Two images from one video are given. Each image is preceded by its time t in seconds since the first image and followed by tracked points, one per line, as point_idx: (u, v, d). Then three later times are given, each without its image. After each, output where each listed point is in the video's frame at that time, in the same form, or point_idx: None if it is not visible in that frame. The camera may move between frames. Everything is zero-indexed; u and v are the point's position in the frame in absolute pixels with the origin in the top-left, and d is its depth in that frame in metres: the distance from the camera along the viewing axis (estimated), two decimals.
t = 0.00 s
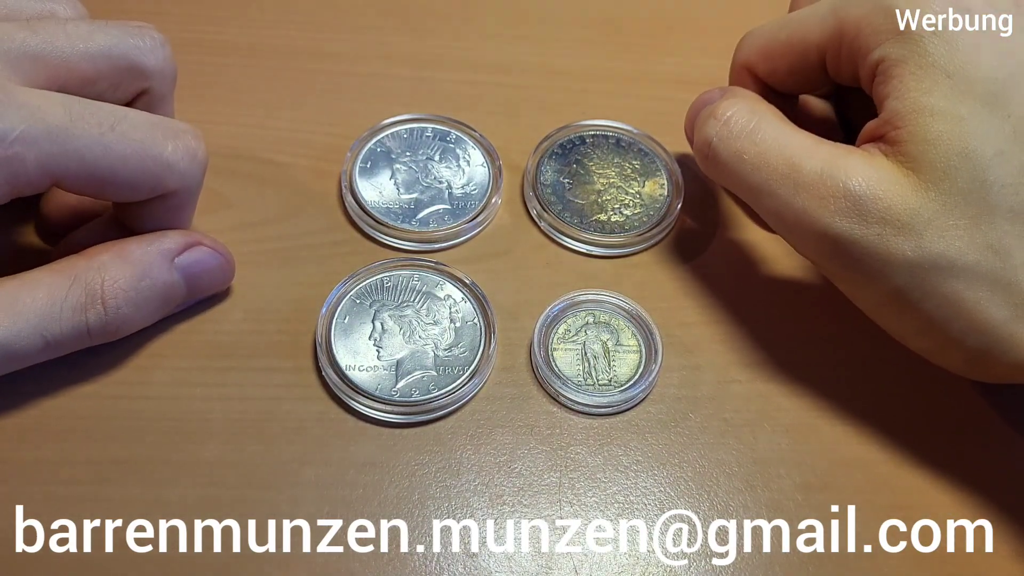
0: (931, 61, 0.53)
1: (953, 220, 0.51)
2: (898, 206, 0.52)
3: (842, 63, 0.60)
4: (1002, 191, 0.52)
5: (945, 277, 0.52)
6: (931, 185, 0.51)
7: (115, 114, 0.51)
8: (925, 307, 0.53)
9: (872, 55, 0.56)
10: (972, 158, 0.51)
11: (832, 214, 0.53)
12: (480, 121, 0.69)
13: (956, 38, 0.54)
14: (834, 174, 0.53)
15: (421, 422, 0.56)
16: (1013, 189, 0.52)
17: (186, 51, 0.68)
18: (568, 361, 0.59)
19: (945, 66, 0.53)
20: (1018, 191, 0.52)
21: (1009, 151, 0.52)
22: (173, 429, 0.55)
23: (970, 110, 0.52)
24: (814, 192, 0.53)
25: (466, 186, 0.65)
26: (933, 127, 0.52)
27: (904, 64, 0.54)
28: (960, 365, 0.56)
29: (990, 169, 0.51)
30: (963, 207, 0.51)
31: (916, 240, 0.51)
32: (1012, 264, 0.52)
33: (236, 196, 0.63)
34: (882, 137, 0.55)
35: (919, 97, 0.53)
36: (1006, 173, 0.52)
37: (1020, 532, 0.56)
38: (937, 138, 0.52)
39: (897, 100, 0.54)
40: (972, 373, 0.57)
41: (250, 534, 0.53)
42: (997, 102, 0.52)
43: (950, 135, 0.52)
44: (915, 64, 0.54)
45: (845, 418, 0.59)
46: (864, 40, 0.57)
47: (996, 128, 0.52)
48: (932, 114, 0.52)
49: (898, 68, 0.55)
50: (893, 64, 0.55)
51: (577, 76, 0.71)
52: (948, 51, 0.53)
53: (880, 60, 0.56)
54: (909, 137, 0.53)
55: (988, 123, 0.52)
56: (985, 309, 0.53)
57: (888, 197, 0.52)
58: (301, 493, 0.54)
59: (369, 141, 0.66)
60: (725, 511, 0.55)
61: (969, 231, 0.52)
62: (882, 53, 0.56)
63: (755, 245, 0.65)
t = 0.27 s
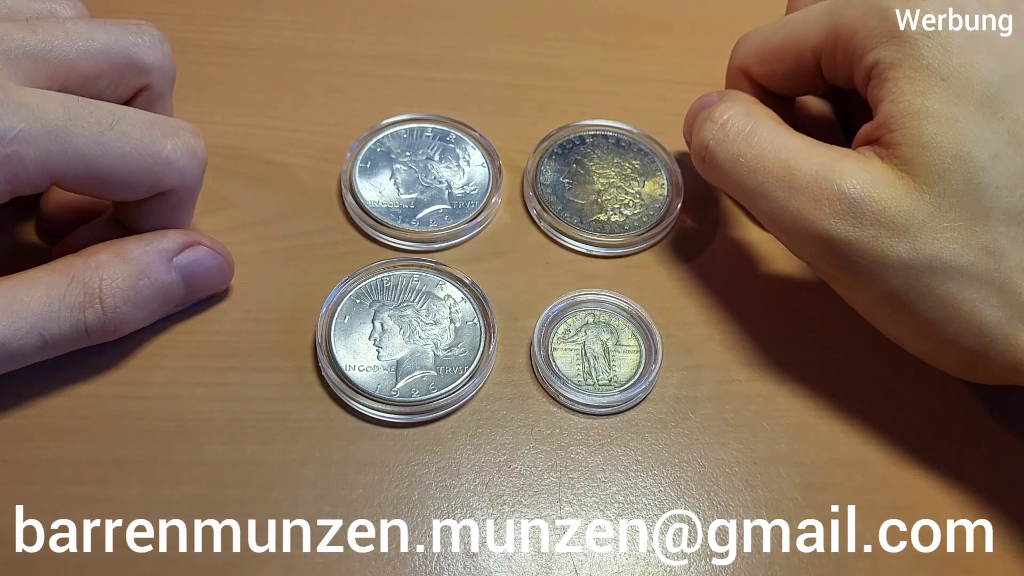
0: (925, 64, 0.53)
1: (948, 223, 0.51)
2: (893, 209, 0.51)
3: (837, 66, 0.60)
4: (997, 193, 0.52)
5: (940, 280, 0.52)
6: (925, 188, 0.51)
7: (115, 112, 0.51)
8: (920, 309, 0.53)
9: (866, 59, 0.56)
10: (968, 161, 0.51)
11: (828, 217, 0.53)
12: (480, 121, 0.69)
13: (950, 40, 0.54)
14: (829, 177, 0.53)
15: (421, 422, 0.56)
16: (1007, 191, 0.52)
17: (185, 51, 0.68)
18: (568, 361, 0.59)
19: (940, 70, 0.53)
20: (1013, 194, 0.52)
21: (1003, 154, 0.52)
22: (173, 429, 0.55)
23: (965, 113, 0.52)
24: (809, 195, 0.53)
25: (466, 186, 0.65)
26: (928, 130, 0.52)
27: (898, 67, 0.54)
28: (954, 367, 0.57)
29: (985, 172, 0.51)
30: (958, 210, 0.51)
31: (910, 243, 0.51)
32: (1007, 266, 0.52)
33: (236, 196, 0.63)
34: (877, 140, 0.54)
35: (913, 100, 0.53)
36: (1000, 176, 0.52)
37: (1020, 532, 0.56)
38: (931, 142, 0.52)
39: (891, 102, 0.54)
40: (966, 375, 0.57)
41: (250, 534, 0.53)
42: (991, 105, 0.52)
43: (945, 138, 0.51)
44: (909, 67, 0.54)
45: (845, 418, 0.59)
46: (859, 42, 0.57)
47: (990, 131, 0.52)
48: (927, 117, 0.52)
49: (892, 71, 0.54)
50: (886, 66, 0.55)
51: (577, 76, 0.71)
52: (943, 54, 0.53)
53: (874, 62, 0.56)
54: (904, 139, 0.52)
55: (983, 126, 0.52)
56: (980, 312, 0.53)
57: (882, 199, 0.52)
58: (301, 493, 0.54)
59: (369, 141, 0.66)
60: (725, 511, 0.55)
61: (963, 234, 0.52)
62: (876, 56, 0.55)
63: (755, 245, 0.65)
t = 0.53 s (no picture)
0: (926, 66, 0.53)
1: (949, 225, 0.51)
2: (894, 210, 0.51)
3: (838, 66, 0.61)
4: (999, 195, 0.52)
5: (940, 282, 0.52)
6: (927, 189, 0.51)
7: (114, 112, 0.51)
8: (920, 311, 0.53)
9: (867, 60, 0.56)
10: (969, 163, 0.51)
11: (828, 216, 0.53)
12: (480, 121, 0.69)
13: (951, 42, 0.54)
14: (831, 176, 0.53)
15: (421, 422, 0.56)
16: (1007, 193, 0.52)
17: (185, 51, 0.68)
18: (568, 361, 0.59)
19: (940, 72, 0.53)
20: (1015, 196, 0.52)
21: (1004, 156, 0.52)
22: (173, 429, 0.55)
23: (966, 115, 0.52)
24: (811, 194, 0.53)
25: (466, 186, 0.65)
26: (929, 131, 0.52)
27: (898, 69, 0.54)
28: (953, 369, 0.57)
29: (987, 175, 0.52)
30: (959, 212, 0.51)
31: (911, 245, 0.51)
32: (1007, 268, 0.52)
33: (236, 196, 0.63)
34: (880, 141, 0.55)
35: (914, 102, 0.53)
36: (1001, 178, 0.52)
37: (1019, 532, 0.56)
38: (932, 142, 0.52)
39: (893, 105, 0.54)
40: (964, 377, 0.57)
41: (250, 534, 0.53)
42: (992, 107, 0.52)
43: (945, 139, 0.52)
44: (910, 68, 0.54)
45: (844, 418, 0.59)
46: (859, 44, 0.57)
47: (991, 133, 0.52)
48: (928, 118, 0.52)
49: (892, 73, 0.55)
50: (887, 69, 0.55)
51: (577, 76, 0.71)
52: (943, 55, 0.53)
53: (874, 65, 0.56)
54: (906, 140, 0.53)
55: (984, 128, 0.52)
56: (980, 315, 0.53)
57: (883, 200, 0.52)
58: (301, 493, 0.54)
59: (369, 141, 0.66)
60: (725, 511, 0.55)
61: (965, 236, 0.52)
62: (876, 58, 0.56)
63: (755, 245, 0.65)
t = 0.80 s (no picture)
0: (931, 63, 0.54)
1: (959, 221, 0.51)
2: (903, 207, 0.51)
3: (838, 65, 0.60)
4: (1006, 191, 0.52)
5: (949, 279, 0.52)
6: (935, 186, 0.51)
7: (115, 112, 0.51)
8: (927, 309, 0.53)
9: (870, 59, 0.56)
10: (977, 159, 0.51)
11: (839, 211, 0.52)
12: (480, 121, 0.69)
13: (955, 41, 0.54)
14: (841, 172, 0.53)
15: (421, 422, 0.56)
16: (1015, 191, 0.52)
17: (185, 51, 0.68)
18: (568, 361, 0.59)
19: (944, 69, 0.53)
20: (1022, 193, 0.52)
21: (1011, 153, 0.52)
22: (172, 429, 0.55)
23: (973, 112, 0.52)
24: (821, 190, 0.53)
25: (466, 186, 0.65)
26: (937, 126, 0.52)
27: (904, 67, 0.54)
28: (960, 369, 0.56)
29: (995, 170, 0.52)
30: (968, 208, 0.51)
31: (921, 242, 0.51)
32: (1016, 266, 0.52)
33: (235, 196, 0.63)
34: (886, 138, 0.55)
35: (921, 99, 0.53)
36: (1009, 175, 0.52)
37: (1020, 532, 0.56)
38: (940, 139, 0.52)
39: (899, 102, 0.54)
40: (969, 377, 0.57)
41: (250, 534, 0.53)
42: (998, 104, 0.52)
43: (952, 137, 0.52)
44: (915, 66, 0.54)
45: (844, 418, 0.59)
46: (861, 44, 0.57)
47: (997, 130, 0.52)
48: (936, 114, 0.52)
49: (897, 70, 0.55)
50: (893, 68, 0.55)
51: (577, 76, 0.71)
52: (948, 54, 0.53)
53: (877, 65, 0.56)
54: (914, 136, 0.53)
55: (991, 124, 0.52)
56: (986, 313, 0.53)
57: (893, 197, 0.52)
58: (301, 493, 0.54)
59: (369, 141, 0.66)
60: (725, 511, 0.55)
61: (973, 233, 0.52)
62: (880, 57, 0.55)
63: (756, 245, 0.65)
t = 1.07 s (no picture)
0: (930, 71, 0.53)
1: (953, 231, 0.51)
2: (896, 218, 0.52)
3: (837, 70, 0.60)
4: (1002, 201, 0.51)
5: (942, 288, 0.52)
6: (928, 197, 0.51)
7: (113, 112, 0.51)
8: (922, 317, 0.54)
9: (869, 65, 0.56)
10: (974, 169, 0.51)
11: (831, 223, 0.53)
12: (480, 121, 0.69)
13: (955, 48, 0.54)
14: (833, 183, 0.53)
15: (421, 422, 0.56)
16: (1013, 199, 0.51)
17: (185, 51, 0.68)
18: (568, 361, 0.59)
19: (944, 77, 0.53)
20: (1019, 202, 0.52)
21: (1009, 162, 0.52)
22: (173, 429, 0.55)
23: (970, 120, 0.52)
24: (813, 202, 0.53)
25: (466, 186, 0.65)
26: (933, 136, 0.52)
27: (902, 73, 0.54)
28: (957, 375, 0.56)
29: (992, 180, 0.51)
30: (962, 218, 0.51)
31: (914, 253, 0.51)
32: (1011, 275, 0.52)
33: (236, 196, 0.63)
34: (882, 146, 0.55)
35: (919, 108, 0.53)
36: (1006, 184, 0.52)
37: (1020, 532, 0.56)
38: (936, 149, 0.52)
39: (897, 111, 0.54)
40: (966, 384, 0.57)
41: (250, 534, 0.53)
42: (997, 112, 0.52)
43: (949, 147, 0.52)
44: (914, 74, 0.54)
45: (844, 418, 0.59)
46: (862, 48, 0.57)
47: (996, 139, 0.52)
48: (932, 123, 0.52)
49: (895, 77, 0.55)
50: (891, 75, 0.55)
51: (577, 76, 0.71)
52: (947, 61, 0.53)
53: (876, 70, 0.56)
54: (909, 146, 0.53)
55: (990, 133, 0.52)
56: (981, 322, 0.53)
57: (886, 209, 0.52)
58: (301, 493, 0.54)
59: (369, 141, 0.66)
60: (725, 511, 0.55)
61: (969, 243, 0.51)
62: (880, 62, 0.56)
63: (756, 245, 0.65)
